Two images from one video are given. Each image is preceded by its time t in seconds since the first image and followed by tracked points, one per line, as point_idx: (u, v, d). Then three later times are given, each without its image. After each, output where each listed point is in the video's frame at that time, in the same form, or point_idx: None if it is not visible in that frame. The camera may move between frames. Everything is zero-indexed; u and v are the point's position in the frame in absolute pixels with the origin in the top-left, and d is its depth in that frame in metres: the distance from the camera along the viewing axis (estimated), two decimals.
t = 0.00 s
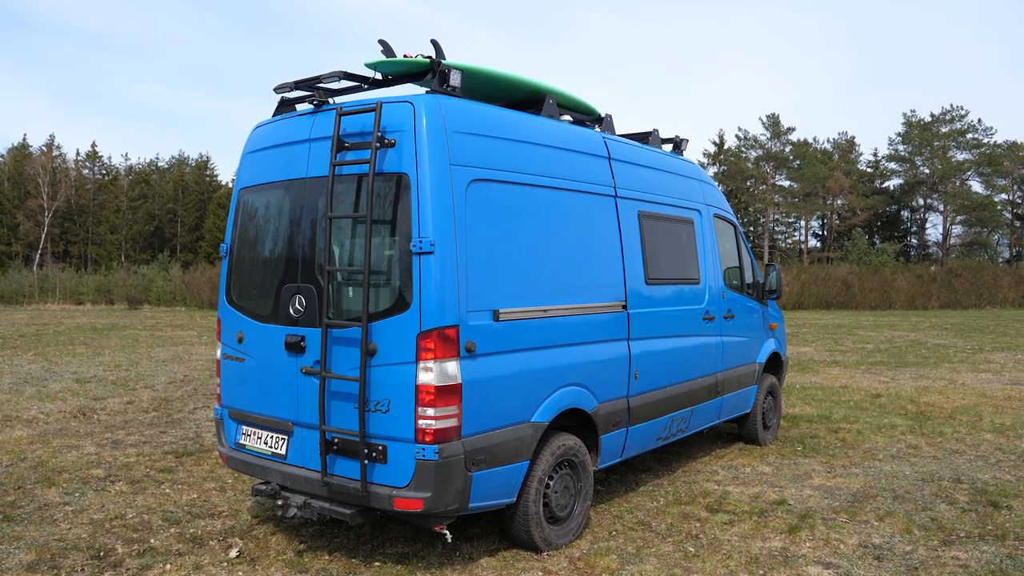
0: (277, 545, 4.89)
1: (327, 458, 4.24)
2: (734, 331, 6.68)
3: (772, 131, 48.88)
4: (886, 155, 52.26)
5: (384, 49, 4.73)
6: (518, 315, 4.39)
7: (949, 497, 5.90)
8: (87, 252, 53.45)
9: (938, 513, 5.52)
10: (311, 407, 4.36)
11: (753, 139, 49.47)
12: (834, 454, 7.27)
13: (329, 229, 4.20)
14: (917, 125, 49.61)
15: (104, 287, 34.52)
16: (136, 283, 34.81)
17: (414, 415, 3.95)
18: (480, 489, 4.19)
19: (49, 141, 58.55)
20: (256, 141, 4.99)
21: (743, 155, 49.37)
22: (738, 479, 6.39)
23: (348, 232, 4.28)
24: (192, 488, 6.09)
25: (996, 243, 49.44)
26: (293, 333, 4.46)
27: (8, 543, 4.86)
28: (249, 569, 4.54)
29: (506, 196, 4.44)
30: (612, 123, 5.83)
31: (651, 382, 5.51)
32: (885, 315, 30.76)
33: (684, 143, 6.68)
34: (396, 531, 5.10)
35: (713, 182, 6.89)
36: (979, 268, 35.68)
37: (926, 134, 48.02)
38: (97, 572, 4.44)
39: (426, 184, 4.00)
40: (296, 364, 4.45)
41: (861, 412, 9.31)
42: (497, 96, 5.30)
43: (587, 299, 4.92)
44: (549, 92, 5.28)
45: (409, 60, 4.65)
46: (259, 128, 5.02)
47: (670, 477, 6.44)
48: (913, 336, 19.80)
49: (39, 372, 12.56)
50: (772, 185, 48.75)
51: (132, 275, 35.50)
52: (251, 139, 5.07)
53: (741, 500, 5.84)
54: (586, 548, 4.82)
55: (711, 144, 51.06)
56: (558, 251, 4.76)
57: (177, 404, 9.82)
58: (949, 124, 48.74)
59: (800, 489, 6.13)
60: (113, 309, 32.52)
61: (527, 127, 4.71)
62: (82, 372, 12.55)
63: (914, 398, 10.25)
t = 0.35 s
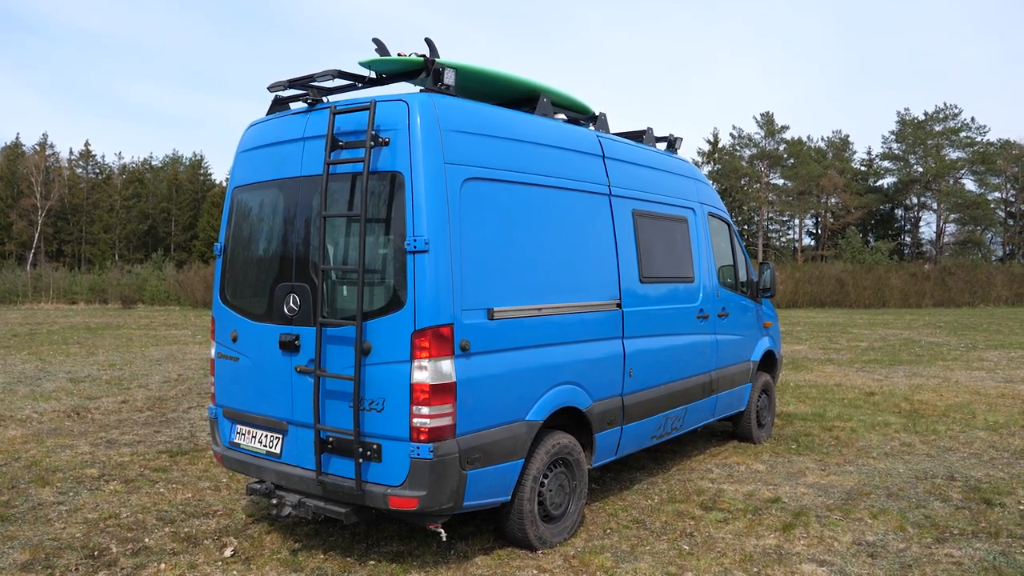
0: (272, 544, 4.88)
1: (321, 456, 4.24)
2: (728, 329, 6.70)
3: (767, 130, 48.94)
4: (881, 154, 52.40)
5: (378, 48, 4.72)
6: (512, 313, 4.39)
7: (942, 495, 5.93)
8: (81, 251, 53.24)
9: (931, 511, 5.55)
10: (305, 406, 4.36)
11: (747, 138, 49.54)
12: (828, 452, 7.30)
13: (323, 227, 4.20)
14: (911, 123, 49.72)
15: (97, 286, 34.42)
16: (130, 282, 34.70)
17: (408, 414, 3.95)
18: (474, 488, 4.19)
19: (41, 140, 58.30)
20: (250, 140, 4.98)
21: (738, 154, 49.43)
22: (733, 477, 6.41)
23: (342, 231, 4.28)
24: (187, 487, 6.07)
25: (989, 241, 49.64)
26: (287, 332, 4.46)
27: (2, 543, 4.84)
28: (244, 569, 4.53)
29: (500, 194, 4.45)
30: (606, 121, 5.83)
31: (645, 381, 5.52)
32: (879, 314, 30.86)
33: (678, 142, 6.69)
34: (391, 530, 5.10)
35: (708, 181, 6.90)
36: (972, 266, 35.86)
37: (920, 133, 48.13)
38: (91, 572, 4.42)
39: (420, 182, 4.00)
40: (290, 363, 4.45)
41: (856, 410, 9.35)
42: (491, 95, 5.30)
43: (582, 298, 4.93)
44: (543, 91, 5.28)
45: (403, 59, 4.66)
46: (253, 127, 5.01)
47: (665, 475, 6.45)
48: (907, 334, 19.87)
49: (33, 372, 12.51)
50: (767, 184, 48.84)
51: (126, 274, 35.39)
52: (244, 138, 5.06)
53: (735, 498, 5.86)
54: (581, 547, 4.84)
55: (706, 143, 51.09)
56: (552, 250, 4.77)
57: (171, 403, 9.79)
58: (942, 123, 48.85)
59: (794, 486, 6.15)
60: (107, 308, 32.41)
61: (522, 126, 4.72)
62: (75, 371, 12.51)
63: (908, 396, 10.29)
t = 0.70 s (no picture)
0: (270, 544, 4.88)
1: (320, 456, 4.24)
2: (728, 328, 6.70)
3: (766, 130, 48.93)
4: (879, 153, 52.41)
5: (376, 47, 4.72)
6: (511, 313, 4.39)
7: (940, 494, 5.94)
8: (79, 251, 53.19)
9: (930, 510, 5.56)
10: (304, 406, 4.36)
11: (746, 137, 49.55)
12: (827, 452, 7.30)
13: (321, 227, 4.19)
14: (909, 123, 49.71)
15: (96, 286, 34.41)
16: (128, 282, 34.67)
17: (407, 414, 3.95)
18: (473, 488, 4.19)
19: (40, 140, 58.24)
20: (249, 140, 4.98)
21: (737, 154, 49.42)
22: (732, 476, 6.42)
23: (341, 231, 4.28)
24: (185, 487, 6.07)
25: (988, 241, 49.68)
26: (285, 332, 4.45)
27: (0, 543, 4.83)
28: (242, 568, 4.53)
29: (499, 194, 4.45)
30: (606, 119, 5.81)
31: (643, 381, 5.52)
32: (878, 313, 30.86)
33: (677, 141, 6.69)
34: (389, 530, 5.09)
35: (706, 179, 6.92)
36: (971, 266, 35.89)
37: (919, 133, 48.12)
38: (90, 572, 4.42)
39: (419, 182, 4.00)
40: (288, 363, 4.44)
41: (854, 410, 9.35)
42: (489, 95, 5.30)
43: (580, 298, 4.93)
44: (541, 90, 5.28)
45: (402, 58, 4.65)
46: (251, 127, 5.01)
47: (664, 475, 6.45)
48: (905, 334, 19.88)
49: (31, 372, 12.50)
50: (766, 184, 48.85)
51: (124, 274, 35.37)
52: (242, 138, 5.06)
53: (734, 497, 5.86)
54: (580, 546, 4.84)
55: (705, 143, 51.09)
56: (551, 249, 4.77)
57: (169, 403, 9.78)
58: (941, 122, 48.83)
59: (793, 486, 6.16)
60: (105, 308, 32.39)
61: (521, 126, 4.72)
62: (74, 371, 12.50)
63: (907, 395, 10.29)
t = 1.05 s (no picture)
0: (271, 545, 4.88)
1: (321, 458, 4.24)
2: (729, 329, 6.68)
3: (767, 131, 48.92)
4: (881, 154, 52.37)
5: (378, 48, 4.73)
6: (512, 314, 4.39)
7: (942, 496, 5.93)
8: (81, 251, 53.30)
9: (932, 512, 5.55)
10: (305, 406, 4.36)
11: (747, 138, 49.56)
12: (829, 453, 7.29)
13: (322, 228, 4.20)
14: (911, 124, 49.68)
15: (98, 287, 34.48)
16: (130, 283, 34.73)
17: (408, 415, 3.95)
18: (474, 490, 4.19)
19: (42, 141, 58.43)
20: (250, 141, 4.98)
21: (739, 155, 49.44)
22: (733, 478, 6.41)
23: (342, 232, 4.28)
24: (187, 488, 6.08)
25: (991, 242, 49.60)
26: (286, 333, 4.45)
27: (2, 543, 4.84)
28: (243, 569, 4.53)
29: (501, 196, 4.45)
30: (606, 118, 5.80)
31: (645, 382, 5.51)
32: (880, 314, 30.85)
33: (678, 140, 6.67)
34: (390, 531, 5.09)
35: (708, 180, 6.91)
36: (973, 267, 35.85)
37: (921, 134, 48.09)
38: (92, 572, 4.43)
39: (420, 183, 4.00)
40: (289, 364, 4.45)
41: (856, 411, 9.34)
42: (492, 96, 5.30)
43: (581, 299, 4.93)
44: (543, 91, 5.28)
45: (403, 59, 4.66)
46: (253, 129, 5.01)
47: (665, 477, 6.44)
48: (908, 335, 19.87)
49: (33, 372, 12.54)
50: (767, 185, 48.83)
51: (126, 275, 35.43)
52: (244, 139, 5.06)
53: (736, 499, 5.85)
54: (581, 548, 4.83)
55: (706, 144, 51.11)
56: (552, 250, 4.77)
57: (171, 404, 9.81)
58: (943, 123, 48.78)
59: (795, 488, 6.15)
60: (107, 309, 32.45)
61: (522, 126, 4.72)
62: (76, 372, 12.55)
63: (909, 397, 10.28)
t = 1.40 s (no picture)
0: (272, 545, 4.88)
1: (322, 458, 4.24)
2: (730, 329, 6.67)
3: (768, 131, 48.94)
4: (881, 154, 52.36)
5: (378, 48, 4.73)
6: (512, 315, 4.38)
7: (942, 496, 5.92)
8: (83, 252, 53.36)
9: (933, 512, 5.54)
10: (305, 407, 4.36)
11: (748, 138, 49.57)
12: (829, 453, 7.28)
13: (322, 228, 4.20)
14: (912, 124, 49.67)
15: (99, 287, 34.54)
16: (131, 283, 34.77)
17: (408, 416, 3.95)
18: (474, 490, 4.19)
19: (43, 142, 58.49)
20: (251, 141, 4.98)
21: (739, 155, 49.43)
22: (734, 478, 6.40)
23: (342, 232, 4.28)
24: (188, 488, 6.08)
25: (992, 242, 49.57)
26: (287, 333, 4.45)
27: (3, 543, 4.85)
28: (244, 569, 4.53)
29: (501, 195, 4.44)
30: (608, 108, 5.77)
31: (645, 382, 5.50)
32: (880, 314, 30.84)
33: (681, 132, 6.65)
34: (391, 531, 5.09)
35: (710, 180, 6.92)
36: (974, 267, 35.81)
37: (921, 133, 48.09)
38: (92, 572, 4.43)
39: (420, 182, 4.00)
40: (290, 364, 4.44)
41: (857, 411, 9.33)
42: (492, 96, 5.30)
43: (582, 299, 4.92)
44: (543, 91, 5.28)
45: (403, 59, 4.69)
46: (253, 129, 5.01)
47: (666, 477, 6.44)
48: (909, 335, 19.86)
49: (35, 372, 12.56)
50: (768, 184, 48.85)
51: (127, 275, 35.49)
52: (244, 140, 5.06)
53: (737, 499, 5.85)
54: (582, 548, 4.83)
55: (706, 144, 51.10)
56: (552, 250, 4.76)
57: (172, 403, 9.82)
58: (943, 123, 48.77)
59: (796, 488, 6.14)
60: (108, 309, 32.51)
61: (523, 127, 4.72)
62: (77, 372, 12.57)
63: (910, 397, 10.27)
